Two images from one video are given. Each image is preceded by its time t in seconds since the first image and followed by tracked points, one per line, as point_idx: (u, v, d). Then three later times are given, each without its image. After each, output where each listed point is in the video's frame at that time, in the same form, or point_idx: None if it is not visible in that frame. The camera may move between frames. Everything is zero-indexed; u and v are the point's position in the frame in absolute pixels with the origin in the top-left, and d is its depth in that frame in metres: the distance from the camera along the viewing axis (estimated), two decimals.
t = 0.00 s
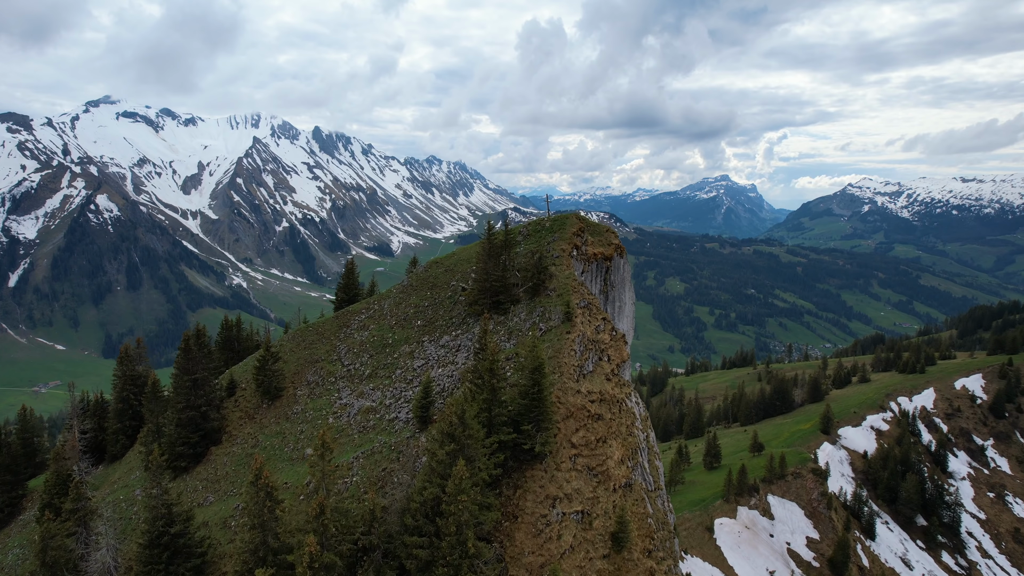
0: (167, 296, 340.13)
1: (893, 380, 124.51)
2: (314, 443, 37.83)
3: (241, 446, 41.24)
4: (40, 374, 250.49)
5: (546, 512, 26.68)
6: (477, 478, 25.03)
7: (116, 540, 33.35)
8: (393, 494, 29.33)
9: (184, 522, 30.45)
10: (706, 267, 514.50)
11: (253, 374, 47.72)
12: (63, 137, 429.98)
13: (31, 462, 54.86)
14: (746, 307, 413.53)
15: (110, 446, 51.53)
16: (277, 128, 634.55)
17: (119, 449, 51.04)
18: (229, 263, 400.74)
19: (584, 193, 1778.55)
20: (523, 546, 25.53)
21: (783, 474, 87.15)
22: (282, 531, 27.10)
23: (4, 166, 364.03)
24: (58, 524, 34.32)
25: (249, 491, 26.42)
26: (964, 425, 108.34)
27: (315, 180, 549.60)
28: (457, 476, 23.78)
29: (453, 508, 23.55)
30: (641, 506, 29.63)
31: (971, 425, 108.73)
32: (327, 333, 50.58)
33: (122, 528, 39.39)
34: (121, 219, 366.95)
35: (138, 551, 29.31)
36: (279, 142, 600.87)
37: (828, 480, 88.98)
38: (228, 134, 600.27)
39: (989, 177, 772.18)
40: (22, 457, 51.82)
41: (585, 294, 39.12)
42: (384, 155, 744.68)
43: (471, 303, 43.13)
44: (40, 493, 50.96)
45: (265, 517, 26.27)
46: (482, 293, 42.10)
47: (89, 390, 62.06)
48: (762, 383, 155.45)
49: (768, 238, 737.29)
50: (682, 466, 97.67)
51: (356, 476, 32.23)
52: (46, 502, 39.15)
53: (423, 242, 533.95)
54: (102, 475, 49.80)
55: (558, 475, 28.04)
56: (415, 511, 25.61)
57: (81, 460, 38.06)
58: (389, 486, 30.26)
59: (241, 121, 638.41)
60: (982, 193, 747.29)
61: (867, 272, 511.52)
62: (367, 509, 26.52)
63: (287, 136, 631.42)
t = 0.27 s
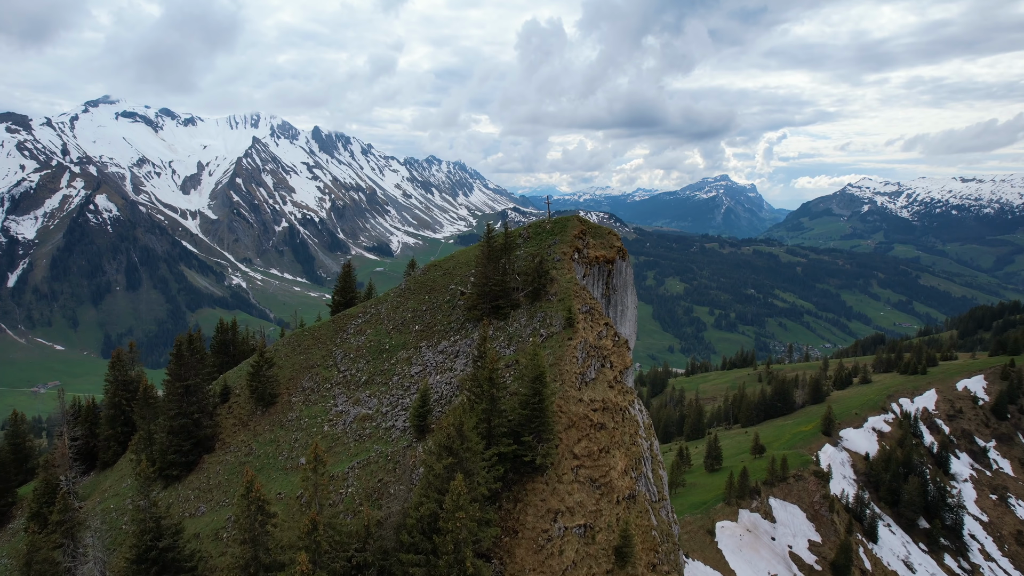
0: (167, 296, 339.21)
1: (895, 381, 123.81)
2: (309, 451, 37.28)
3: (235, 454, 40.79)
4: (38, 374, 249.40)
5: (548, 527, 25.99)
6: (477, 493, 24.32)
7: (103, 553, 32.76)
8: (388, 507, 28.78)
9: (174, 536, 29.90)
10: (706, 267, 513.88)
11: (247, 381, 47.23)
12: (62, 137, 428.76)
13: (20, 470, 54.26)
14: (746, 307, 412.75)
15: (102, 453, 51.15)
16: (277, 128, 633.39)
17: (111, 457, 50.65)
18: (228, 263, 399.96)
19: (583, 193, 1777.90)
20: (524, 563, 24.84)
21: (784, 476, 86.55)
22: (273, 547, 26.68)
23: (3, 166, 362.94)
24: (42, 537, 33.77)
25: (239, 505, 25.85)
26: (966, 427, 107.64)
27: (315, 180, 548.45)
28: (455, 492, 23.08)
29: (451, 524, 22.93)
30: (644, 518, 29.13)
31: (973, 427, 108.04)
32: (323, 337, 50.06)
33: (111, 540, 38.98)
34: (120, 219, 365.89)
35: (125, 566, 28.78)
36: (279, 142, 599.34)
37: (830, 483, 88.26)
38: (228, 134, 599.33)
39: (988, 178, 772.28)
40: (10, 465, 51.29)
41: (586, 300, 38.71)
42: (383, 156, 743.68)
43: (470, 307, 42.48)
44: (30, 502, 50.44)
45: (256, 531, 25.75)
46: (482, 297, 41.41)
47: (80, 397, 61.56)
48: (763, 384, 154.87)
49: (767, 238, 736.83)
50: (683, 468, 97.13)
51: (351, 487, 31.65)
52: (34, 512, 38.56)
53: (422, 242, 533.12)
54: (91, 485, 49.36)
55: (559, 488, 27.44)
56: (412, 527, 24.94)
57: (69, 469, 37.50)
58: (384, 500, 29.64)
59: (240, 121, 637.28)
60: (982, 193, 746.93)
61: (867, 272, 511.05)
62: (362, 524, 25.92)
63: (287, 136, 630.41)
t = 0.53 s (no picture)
0: (166, 296, 338.12)
1: (896, 382, 123.28)
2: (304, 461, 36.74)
3: (227, 463, 40.38)
4: (37, 375, 248.18)
5: (550, 541, 25.37)
6: (476, 509, 23.66)
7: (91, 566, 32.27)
8: (384, 520, 28.28)
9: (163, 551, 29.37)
10: (705, 267, 513.34)
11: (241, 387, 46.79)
12: (60, 137, 427.61)
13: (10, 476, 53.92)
14: (746, 307, 412.20)
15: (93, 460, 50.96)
16: (276, 128, 632.01)
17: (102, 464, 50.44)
18: (227, 263, 399.01)
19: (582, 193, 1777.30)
20: None
21: (786, 479, 85.90)
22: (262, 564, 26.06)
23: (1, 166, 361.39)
24: (27, 549, 33.47)
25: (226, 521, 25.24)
26: (967, 428, 107.01)
27: (314, 180, 547.25)
28: (452, 507, 22.43)
29: (447, 544, 22.27)
30: (648, 530, 28.71)
31: (974, 428, 107.39)
32: (319, 342, 49.66)
33: (99, 552, 38.62)
34: (119, 219, 364.64)
35: None
36: (278, 142, 597.72)
37: (832, 485, 87.58)
38: (227, 134, 598.01)
39: (987, 178, 772.89)
40: None
41: (587, 305, 38.17)
42: (383, 155, 742.52)
43: (468, 312, 41.83)
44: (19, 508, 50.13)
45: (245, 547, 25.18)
46: (480, 302, 40.78)
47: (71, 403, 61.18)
48: (764, 385, 154.30)
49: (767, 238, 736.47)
50: (683, 471, 96.55)
51: (346, 499, 31.11)
52: (21, 522, 38.15)
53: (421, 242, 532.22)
54: (81, 493, 49.32)
55: (561, 501, 26.85)
56: (408, 543, 24.33)
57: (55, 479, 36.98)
58: (379, 512, 29.04)
59: (239, 121, 636.10)
60: (981, 193, 747.17)
61: (866, 272, 510.76)
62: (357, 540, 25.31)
63: (286, 136, 629.10)
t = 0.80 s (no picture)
0: (165, 296, 336.81)
1: (897, 383, 122.77)
2: (299, 470, 36.18)
3: (219, 473, 39.88)
4: (34, 375, 246.91)
5: (552, 557, 24.68)
6: (473, 527, 23.02)
7: None
8: (376, 535, 27.70)
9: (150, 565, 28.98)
10: (704, 267, 512.88)
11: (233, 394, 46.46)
12: (59, 137, 426.52)
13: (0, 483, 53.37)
14: (745, 307, 411.86)
15: (83, 467, 50.42)
16: (275, 128, 630.43)
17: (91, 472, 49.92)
18: (226, 263, 398.01)
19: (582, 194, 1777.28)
20: None
21: (787, 481, 85.23)
22: None
23: None
24: (11, 566, 33.10)
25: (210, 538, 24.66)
26: (969, 430, 106.45)
27: (313, 180, 546.15)
28: (448, 527, 21.71)
29: (445, 564, 21.55)
30: (650, 544, 28.28)
31: (975, 430, 106.84)
32: (314, 347, 49.29)
33: (86, 564, 38.12)
34: (118, 219, 363.45)
35: None
36: (277, 142, 596.15)
37: (833, 487, 86.93)
38: (226, 134, 596.84)
39: (986, 178, 773.38)
40: None
41: (589, 310, 37.66)
42: (382, 155, 741.57)
43: (467, 317, 41.18)
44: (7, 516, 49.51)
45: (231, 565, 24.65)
46: (479, 307, 40.10)
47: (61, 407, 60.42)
48: (764, 386, 153.80)
49: (766, 238, 736.21)
50: (683, 473, 95.98)
51: (340, 510, 30.54)
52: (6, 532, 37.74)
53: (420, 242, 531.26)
54: (70, 501, 49.08)
55: (562, 516, 26.16)
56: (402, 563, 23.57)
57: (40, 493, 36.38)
58: (374, 527, 28.44)
59: (238, 121, 635.01)
60: (980, 193, 747.59)
61: (865, 272, 510.70)
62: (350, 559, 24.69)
63: (285, 136, 627.87)
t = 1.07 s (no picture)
0: (163, 296, 335.54)
1: (898, 384, 122.19)
2: (293, 480, 35.53)
3: (211, 481, 39.33)
4: (32, 376, 245.54)
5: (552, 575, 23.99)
6: (470, 545, 22.25)
7: None
8: (371, 550, 27.02)
9: None
10: (703, 267, 512.35)
11: (226, 401, 45.90)
12: (57, 137, 425.06)
13: None
14: (744, 307, 411.31)
15: (72, 475, 50.02)
16: (273, 128, 629.10)
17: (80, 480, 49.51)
18: (225, 263, 397.00)
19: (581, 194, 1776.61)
20: None
21: (788, 483, 84.68)
22: None
23: None
24: None
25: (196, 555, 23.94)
26: (970, 431, 105.85)
27: (312, 179, 544.89)
28: (444, 546, 20.95)
29: None
30: (655, 557, 27.68)
31: (977, 431, 106.19)
32: (309, 352, 48.77)
33: None
34: (116, 219, 362.44)
35: None
36: (276, 142, 594.84)
37: (834, 489, 86.22)
38: (224, 134, 595.59)
39: (985, 177, 773.95)
40: None
41: (590, 315, 37.09)
42: (381, 155, 740.32)
43: (464, 323, 40.60)
44: None
45: None
46: (478, 312, 39.47)
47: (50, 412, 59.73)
48: (764, 387, 153.26)
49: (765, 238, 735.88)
50: (684, 475, 95.41)
51: (334, 524, 29.86)
52: None
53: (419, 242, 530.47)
54: (58, 510, 48.73)
55: (564, 531, 25.45)
56: None
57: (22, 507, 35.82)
58: (368, 542, 27.80)
59: (237, 121, 633.65)
60: (979, 193, 747.94)
61: (864, 272, 510.33)
62: None
63: (284, 136, 626.71)
